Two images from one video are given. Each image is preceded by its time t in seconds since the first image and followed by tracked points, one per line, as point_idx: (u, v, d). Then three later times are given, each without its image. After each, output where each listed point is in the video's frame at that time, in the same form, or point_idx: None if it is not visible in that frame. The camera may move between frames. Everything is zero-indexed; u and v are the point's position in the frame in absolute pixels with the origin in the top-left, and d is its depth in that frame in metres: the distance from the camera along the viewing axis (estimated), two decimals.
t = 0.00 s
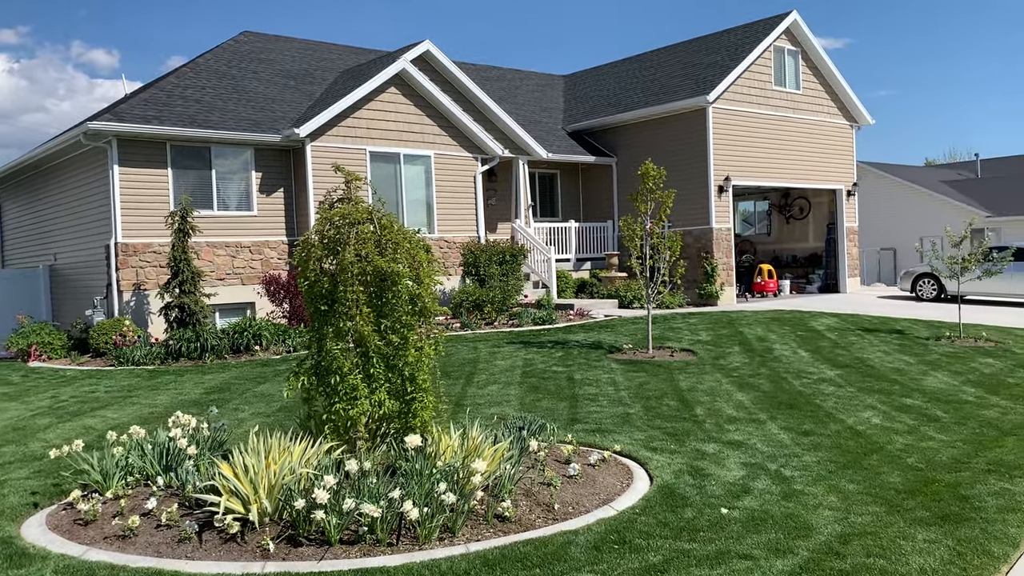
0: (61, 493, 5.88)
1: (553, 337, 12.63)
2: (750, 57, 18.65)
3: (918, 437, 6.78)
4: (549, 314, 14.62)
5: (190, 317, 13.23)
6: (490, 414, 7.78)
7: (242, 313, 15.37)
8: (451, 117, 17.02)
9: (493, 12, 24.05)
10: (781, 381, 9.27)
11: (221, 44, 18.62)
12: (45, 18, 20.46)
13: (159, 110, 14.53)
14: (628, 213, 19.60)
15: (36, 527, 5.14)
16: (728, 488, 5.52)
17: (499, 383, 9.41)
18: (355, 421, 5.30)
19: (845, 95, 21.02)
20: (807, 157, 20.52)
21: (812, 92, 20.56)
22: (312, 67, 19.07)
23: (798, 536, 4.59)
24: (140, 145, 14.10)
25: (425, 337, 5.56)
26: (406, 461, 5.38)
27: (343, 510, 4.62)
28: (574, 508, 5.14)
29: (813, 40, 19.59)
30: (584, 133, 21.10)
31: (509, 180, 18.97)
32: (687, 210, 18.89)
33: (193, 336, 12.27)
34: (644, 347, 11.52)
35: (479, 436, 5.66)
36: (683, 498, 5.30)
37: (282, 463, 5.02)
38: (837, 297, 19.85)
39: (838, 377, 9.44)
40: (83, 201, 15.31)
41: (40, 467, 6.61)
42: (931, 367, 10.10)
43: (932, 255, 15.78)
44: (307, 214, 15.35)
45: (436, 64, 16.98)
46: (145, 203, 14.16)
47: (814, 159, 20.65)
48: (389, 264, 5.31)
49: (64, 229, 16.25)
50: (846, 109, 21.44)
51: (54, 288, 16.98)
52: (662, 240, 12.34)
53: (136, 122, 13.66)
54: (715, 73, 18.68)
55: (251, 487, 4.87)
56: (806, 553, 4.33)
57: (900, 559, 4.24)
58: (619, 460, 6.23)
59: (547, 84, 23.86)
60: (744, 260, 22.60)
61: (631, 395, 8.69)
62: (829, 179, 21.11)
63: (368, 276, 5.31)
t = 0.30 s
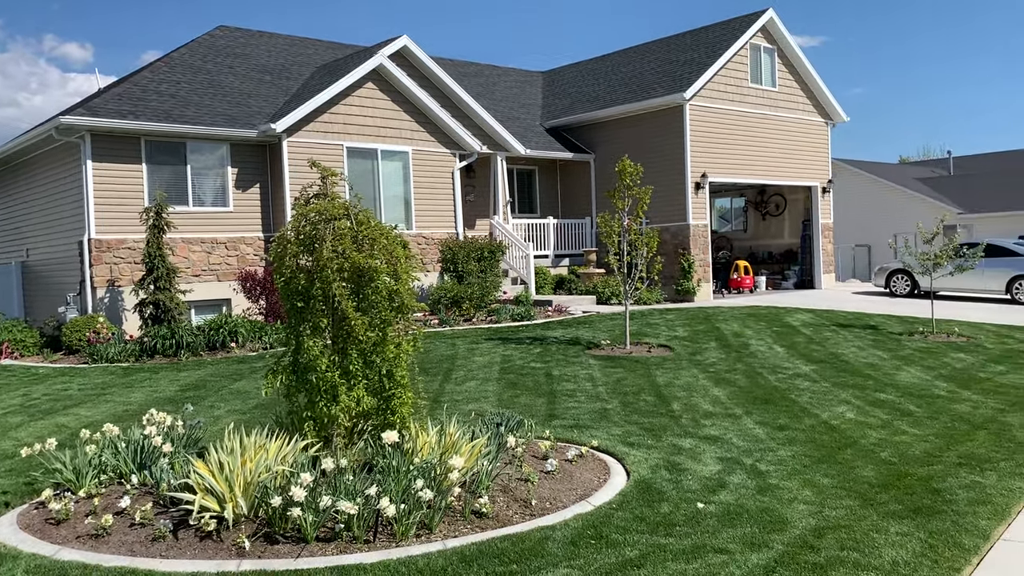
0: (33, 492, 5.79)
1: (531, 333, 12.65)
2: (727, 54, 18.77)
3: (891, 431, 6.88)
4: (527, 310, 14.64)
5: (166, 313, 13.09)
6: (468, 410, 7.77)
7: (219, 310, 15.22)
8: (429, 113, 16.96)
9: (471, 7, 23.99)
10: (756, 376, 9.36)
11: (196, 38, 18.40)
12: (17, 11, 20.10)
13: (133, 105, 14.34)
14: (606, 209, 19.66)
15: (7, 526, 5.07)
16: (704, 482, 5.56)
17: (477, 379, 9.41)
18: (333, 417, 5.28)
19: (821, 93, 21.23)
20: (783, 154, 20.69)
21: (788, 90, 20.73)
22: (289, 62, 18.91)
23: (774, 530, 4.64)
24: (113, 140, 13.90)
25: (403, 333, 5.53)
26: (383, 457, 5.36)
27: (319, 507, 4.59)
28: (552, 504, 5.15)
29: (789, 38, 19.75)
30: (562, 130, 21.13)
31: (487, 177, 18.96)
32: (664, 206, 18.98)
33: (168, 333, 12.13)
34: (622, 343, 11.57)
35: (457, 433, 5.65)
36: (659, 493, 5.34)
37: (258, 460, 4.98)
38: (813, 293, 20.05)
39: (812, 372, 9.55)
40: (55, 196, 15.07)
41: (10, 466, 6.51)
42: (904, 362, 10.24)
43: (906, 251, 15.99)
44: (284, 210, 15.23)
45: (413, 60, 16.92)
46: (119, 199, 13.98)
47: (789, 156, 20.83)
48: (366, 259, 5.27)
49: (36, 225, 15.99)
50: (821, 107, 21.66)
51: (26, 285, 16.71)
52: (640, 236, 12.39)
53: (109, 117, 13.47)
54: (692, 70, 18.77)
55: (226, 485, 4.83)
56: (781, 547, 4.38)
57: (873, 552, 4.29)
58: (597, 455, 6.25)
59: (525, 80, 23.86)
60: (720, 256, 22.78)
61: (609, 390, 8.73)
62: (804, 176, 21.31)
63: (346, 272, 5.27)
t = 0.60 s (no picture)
0: (4, 492, 5.70)
1: (509, 329, 12.65)
2: (704, 51, 18.86)
3: (866, 424, 6.96)
4: (505, 306, 14.64)
5: (140, 311, 12.94)
6: (446, 406, 7.75)
7: (194, 307, 15.08)
8: (406, 108, 16.88)
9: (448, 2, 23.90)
10: (732, 371, 9.43)
11: (170, 32, 18.16)
12: None
13: (106, 99, 14.13)
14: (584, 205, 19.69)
15: None
16: (681, 476, 5.59)
17: (455, 375, 9.40)
18: (310, 414, 5.25)
19: (796, 89, 21.39)
20: (759, 150, 20.84)
21: (764, 86, 20.88)
22: (264, 57, 18.73)
23: (749, 523, 4.68)
24: (85, 135, 13.69)
25: (380, 329, 5.50)
26: (360, 454, 5.34)
27: (296, 504, 4.56)
28: (529, 499, 5.16)
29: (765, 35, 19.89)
30: (540, 125, 21.12)
31: (465, 172, 18.92)
32: (642, 202, 19.05)
33: (142, 330, 11.98)
34: (600, 338, 11.61)
35: (435, 429, 5.63)
36: (636, 487, 5.37)
37: (233, 458, 4.94)
38: (789, 287, 20.24)
39: (788, 366, 9.64)
40: (26, 192, 14.82)
41: None
42: (878, 356, 10.37)
43: (879, 247, 16.18)
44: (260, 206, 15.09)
45: (390, 54, 16.83)
46: (91, 195, 13.77)
47: (766, 152, 20.99)
48: (342, 255, 5.24)
49: (7, 221, 15.72)
50: (797, 103, 21.84)
51: None
52: (617, 231, 12.43)
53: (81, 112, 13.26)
54: (669, 67, 18.85)
55: (201, 483, 4.78)
56: (756, 540, 4.42)
57: (847, 544, 4.34)
58: (575, 451, 6.27)
59: (503, 75, 23.83)
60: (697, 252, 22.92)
61: (586, 385, 8.76)
62: (780, 172, 21.48)
63: (322, 269, 5.24)
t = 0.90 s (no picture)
0: None
1: (487, 324, 12.65)
2: (679, 46, 18.93)
3: (840, 417, 7.04)
4: (483, 302, 14.62)
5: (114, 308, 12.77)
6: (423, 402, 7.72)
7: (168, 303, 14.91)
8: (382, 103, 16.78)
9: None
10: (708, 364, 9.50)
11: (143, 26, 17.91)
12: None
13: (77, 94, 13.89)
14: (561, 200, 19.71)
15: None
16: (657, 470, 5.62)
17: (432, 371, 9.38)
18: (286, 411, 5.21)
19: (771, 84, 21.55)
20: (735, 145, 20.97)
21: (739, 82, 21.02)
22: (239, 51, 18.52)
23: (725, 516, 4.71)
24: (56, 130, 13.46)
25: (354, 326, 5.47)
26: (336, 451, 5.30)
27: (271, 502, 4.51)
28: (507, 494, 5.16)
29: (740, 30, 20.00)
30: (517, 120, 21.10)
31: (442, 167, 18.85)
32: (618, 197, 19.11)
33: (116, 328, 11.82)
34: (577, 333, 11.63)
35: (411, 425, 5.61)
36: (613, 481, 5.39)
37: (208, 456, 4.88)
38: (764, 282, 20.41)
39: (764, 360, 9.72)
40: None
41: None
42: (852, 349, 10.49)
43: (852, 241, 16.37)
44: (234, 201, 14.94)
45: (366, 49, 16.71)
46: (62, 191, 13.55)
47: (741, 147, 21.13)
48: (316, 251, 5.20)
49: None
50: (771, 98, 22.00)
51: None
52: (595, 227, 12.45)
53: (52, 106, 13.04)
54: (645, 62, 18.90)
55: (176, 481, 4.72)
56: (732, 533, 4.45)
57: (821, 536, 4.39)
58: (552, 445, 6.27)
59: (480, 70, 23.76)
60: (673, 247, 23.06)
61: (564, 380, 8.78)
62: (755, 167, 21.64)
63: (295, 265, 5.19)
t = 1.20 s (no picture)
0: None
1: (463, 319, 12.63)
2: (654, 41, 19.00)
3: (812, 409, 7.12)
4: (459, 297, 14.59)
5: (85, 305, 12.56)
6: (398, 398, 7.69)
7: (141, 300, 14.69)
8: (356, 97, 16.66)
9: None
10: (683, 358, 9.57)
11: (112, 19, 17.63)
12: None
13: (45, 87, 13.64)
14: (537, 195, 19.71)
15: None
16: (632, 463, 5.65)
17: (408, 367, 9.35)
18: (259, 407, 5.18)
19: (744, 80, 21.71)
20: (709, 140, 21.11)
21: (713, 77, 21.15)
22: (211, 45, 18.30)
23: (699, 508, 4.76)
24: (24, 124, 13.22)
25: (328, 321, 5.44)
26: (311, 447, 5.28)
27: (245, 498, 4.48)
28: (483, 488, 5.17)
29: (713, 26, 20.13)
30: (492, 115, 21.05)
31: (417, 162, 18.77)
32: (594, 192, 19.16)
33: (87, 324, 11.64)
34: (553, 327, 11.65)
35: (387, 421, 5.58)
36: (589, 474, 5.41)
37: (181, 453, 4.83)
38: (738, 276, 20.58)
39: (737, 353, 9.82)
40: None
41: None
42: (824, 342, 10.61)
43: (825, 235, 16.56)
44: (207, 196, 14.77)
45: (340, 43, 16.59)
46: (31, 186, 13.31)
47: (715, 142, 21.27)
48: (289, 246, 5.16)
49: None
50: (745, 94, 22.17)
51: None
52: (570, 221, 12.47)
53: (19, 100, 12.79)
54: (620, 57, 18.95)
55: (148, 479, 4.66)
56: (706, 525, 4.49)
57: (794, 527, 4.44)
58: (528, 440, 6.29)
59: (455, 65, 23.68)
60: (649, 242, 23.17)
61: (540, 375, 8.80)
62: (729, 162, 21.80)
63: (268, 260, 5.15)
